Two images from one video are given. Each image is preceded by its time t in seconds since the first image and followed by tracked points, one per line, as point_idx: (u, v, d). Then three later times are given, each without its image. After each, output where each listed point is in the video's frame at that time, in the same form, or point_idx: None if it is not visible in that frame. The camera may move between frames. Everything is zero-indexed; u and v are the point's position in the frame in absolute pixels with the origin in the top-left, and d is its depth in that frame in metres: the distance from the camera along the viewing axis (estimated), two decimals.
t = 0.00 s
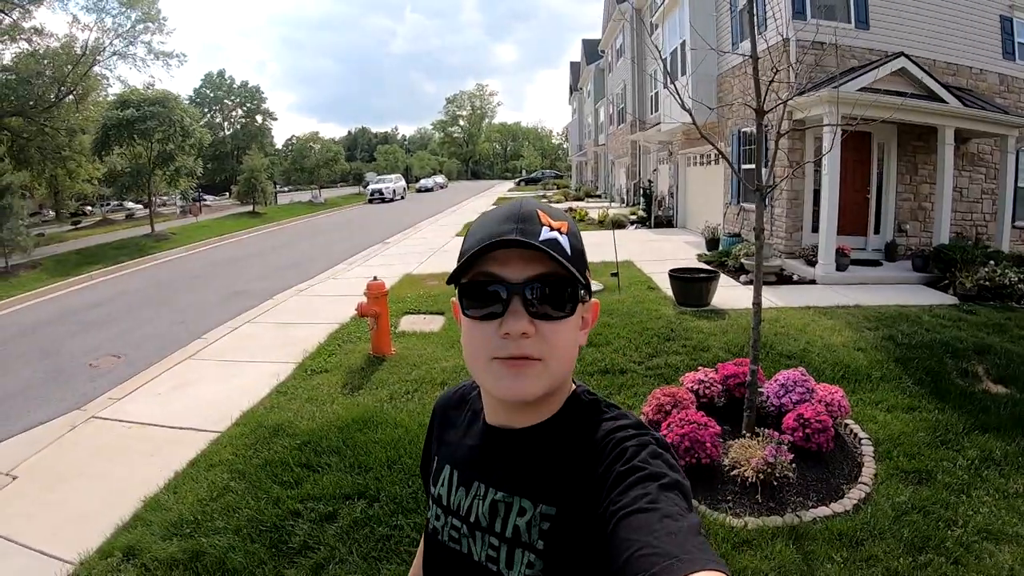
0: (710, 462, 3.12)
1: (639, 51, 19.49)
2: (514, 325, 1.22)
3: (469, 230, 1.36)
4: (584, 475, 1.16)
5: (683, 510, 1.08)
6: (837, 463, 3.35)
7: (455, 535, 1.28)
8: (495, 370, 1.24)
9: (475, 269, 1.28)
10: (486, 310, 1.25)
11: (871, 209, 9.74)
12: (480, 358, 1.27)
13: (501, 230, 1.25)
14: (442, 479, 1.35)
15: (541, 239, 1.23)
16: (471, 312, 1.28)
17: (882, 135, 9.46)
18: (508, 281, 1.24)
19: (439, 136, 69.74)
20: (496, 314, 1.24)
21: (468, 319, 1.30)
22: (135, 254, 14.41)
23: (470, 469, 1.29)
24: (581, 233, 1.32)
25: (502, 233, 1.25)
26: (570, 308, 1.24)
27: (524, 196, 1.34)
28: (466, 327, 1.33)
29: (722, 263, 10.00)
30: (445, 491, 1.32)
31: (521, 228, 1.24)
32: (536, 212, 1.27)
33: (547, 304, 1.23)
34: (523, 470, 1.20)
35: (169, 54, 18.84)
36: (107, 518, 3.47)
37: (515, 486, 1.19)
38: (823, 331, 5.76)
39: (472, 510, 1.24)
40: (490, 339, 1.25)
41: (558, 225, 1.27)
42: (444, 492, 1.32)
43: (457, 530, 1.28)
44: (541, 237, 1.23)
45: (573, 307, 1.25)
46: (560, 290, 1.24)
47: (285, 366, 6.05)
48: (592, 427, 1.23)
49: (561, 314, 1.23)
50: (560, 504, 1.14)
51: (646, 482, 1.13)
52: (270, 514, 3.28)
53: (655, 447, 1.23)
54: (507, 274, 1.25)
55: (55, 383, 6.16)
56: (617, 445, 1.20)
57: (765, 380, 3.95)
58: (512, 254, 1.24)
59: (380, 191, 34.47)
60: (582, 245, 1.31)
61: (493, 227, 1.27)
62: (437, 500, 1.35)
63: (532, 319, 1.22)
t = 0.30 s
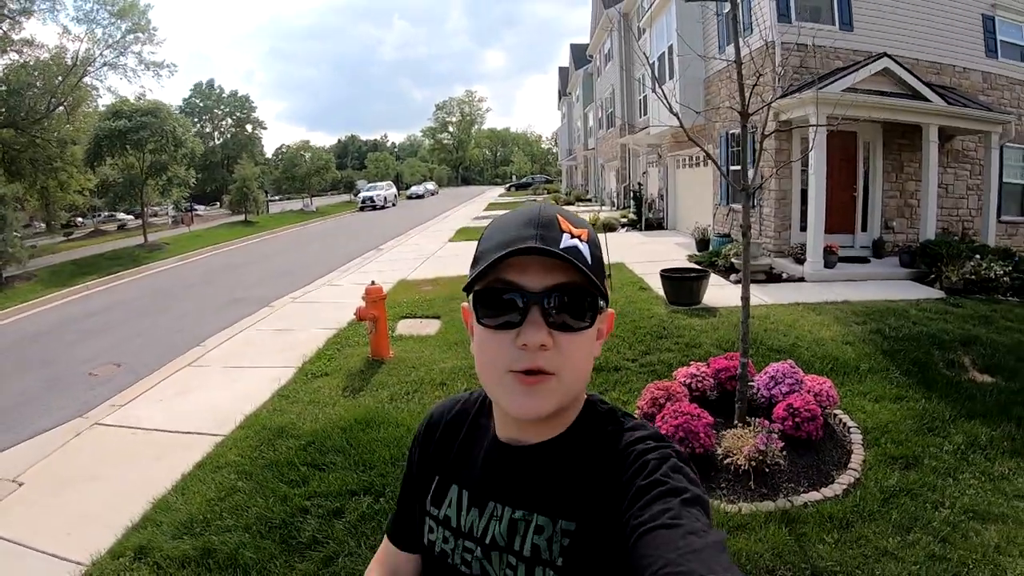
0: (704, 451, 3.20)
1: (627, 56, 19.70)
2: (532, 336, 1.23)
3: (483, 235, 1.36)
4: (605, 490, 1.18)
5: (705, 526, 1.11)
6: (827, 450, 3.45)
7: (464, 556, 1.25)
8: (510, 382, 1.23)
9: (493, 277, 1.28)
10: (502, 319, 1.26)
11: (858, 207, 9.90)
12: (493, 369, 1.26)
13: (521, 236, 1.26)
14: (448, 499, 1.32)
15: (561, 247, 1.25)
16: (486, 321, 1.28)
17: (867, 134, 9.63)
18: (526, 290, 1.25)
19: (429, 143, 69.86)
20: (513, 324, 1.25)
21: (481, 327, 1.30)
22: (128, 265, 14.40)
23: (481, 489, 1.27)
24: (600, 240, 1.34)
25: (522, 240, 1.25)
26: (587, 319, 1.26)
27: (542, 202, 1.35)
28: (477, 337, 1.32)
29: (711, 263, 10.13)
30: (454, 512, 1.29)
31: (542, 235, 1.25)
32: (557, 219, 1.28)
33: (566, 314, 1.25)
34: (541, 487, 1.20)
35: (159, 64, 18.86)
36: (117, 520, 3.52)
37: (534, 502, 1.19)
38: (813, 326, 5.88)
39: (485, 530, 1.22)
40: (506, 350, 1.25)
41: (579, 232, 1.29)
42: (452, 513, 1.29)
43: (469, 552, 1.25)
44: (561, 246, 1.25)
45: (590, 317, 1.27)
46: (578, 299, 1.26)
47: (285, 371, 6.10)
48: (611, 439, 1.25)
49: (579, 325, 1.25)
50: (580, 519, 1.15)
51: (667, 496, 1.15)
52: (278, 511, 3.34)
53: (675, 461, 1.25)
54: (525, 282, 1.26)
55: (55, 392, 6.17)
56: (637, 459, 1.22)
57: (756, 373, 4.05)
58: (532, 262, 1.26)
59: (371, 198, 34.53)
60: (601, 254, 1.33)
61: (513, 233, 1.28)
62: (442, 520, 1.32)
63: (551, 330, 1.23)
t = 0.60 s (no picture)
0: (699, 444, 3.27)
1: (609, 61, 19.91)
2: (560, 329, 1.26)
3: (505, 225, 1.38)
4: (643, 483, 1.26)
5: (736, 509, 1.22)
6: (819, 440, 3.53)
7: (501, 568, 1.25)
8: (537, 377, 1.26)
9: (520, 267, 1.31)
10: (528, 311, 1.28)
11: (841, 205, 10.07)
12: (519, 365, 1.28)
13: (548, 224, 1.29)
14: (477, 514, 1.28)
15: (590, 235, 1.29)
16: (510, 313, 1.30)
17: (849, 133, 9.81)
18: (554, 280, 1.28)
19: (413, 152, 69.87)
20: (539, 316, 1.27)
21: (504, 319, 1.31)
22: (116, 280, 14.31)
23: (515, 498, 1.26)
24: (627, 230, 1.38)
25: (550, 229, 1.28)
26: (616, 311, 1.30)
27: (568, 190, 1.38)
28: (500, 330, 1.34)
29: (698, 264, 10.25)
30: (487, 528, 1.27)
31: (571, 224, 1.29)
32: (586, 207, 1.32)
33: (594, 306, 1.28)
34: (579, 486, 1.25)
35: (143, 78, 18.81)
36: (120, 531, 3.52)
37: (573, 504, 1.23)
38: (801, 321, 5.98)
39: (528, 539, 1.23)
40: (532, 343, 1.27)
41: (608, 221, 1.33)
42: (485, 530, 1.27)
43: (508, 564, 1.24)
44: (591, 234, 1.29)
45: (618, 310, 1.31)
46: (607, 290, 1.30)
47: (281, 380, 6.11)
48: (639, 429, 1.33)
49: (608, 316, 1.29)
50: (618, 514, 1.23)
51: (699, 483, 1.24)
52: (283, 516, 3.36)
53: (707, 448, 1.34)
54: (552, 273, 1.29)
55: (48, 408, 6.13)
56: (671, 447, 1.31)
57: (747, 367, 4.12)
58: (561, 252, 1.29)
59: (357, 209, 34.48)
60: (630, 244, 1.37)
61: (539, 221, 1.30)
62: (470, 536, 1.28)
63: (579, 323, 1.26)
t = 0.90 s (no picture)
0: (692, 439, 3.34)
1: (590, 68, 20.11)
2: (573, 331, 1.27)
3: (518, 227, 1.41)
4: (657, 489, 1.28)
5: (743, 515, 1.25)
6: (809, 433, 3.60)
7: None
8: (547, 382, 1.26)
9: (534, 269, 1.32)
10: (541, 315, 1.29)
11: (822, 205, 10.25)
12: (532, 370, 1.28)
13: (563, 224, 1.31)
14: (500, 530, 1.25)
15: (605, 237, 1.31)
16: (523, 316, 1.31)
17: (828, 134, 10.02)
18: (568, 282, 1.30)
19: (395, 162, 69.78)
20: (551, 319, 1.28)
21: (516, 321, 1.32)
22: (99, 296, 14.14)
23: (534, 512, 1.25)
24: (641, 236, 1.42)
25: (564, 229, 1.30)
26: (630, 315, 1.32)
27: (583, 194, 1.41)
28: (513, 334, 1.34)
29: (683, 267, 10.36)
30: (508, 545, 1.24)
31: (587, 225, 1.31)
32: (601, 210, 1.35)
33: (609, 310, 1.30)
34: (594, 495, 1.26)
35: (124, 92, 18.68)
36: (120, 546, 3.50)
37: (589, 515, 1.24)
38: (787, 320, 6.09)
39: (547, 553, 1.22)
40: (545, 346, 1.28)
41: (623, 225, 1.36)
42: (507, 547, 1.24)
43: None
44: (606, 236, 1.31)
45: (631, 316, 1.32)
46: (621, 294, 1.32)
47: (274, 391, 6.09)
48: (650, 435, 1.36)
49: (622, 320, 1.30)
50: (630, 522, 1.24)
51: (708, 490, 1.27)
52: (286, 524, 3.36)
53: (716, 456, 1.38)
54: (567, 275, 1.31)
55: (38, 425, 6.05)
56: (682, 453, 1.33)
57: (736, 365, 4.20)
58: (577, 252, 1.32)
59: (340, 220, 34.34)
60: (643, 250, 1.40)
61: (554, 222, 1.32)
62: (493, 554, 1.25)
63: (592, 326, 1.27)
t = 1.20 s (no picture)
0: (688, 425, 3.44)
1: (581, 62, 20.18)
2: (563, 337, 1.28)
3: (507, 233, 1.42)
4: (658, 500, 1.32)
5: (740, 526, 1.31)
6: (799, 419, 3.72)
7: None
8: (538, 391, 1.27)
9: (523, 274, 1.34)
10: (531, 321, 1.31)
11: (811, 200, 10.41)
12: (521, 378, 1.29)
13: (553, 229, 1.33)
14: (495, 550, 1.25)
15: (596, 240, 1.33)
16: (514, 323, 1.32)
17: (817, 130, 10.16)
18: (559, 287, 1.32)
19: (383, 154, 69.43)
20: (541, 325, 1.30)
21: (505, 327, 1.34)
22: (89, 286, 14.05)
23: (530, 527, 1.26)
24: (632, 240, 1.44)
25: (554, 231, 1.32)
26: (621, 321, 1.33)
27: (572, 199, 1.43)
28: (502, 342, 1.36)
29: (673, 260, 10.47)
30: (505, 563, 1.24)
31: (575, 229, 1.33)
32: (591, 215, 1.37)
33: (600, 317, 1.32)
34: (592, 508, 1.29)
35: (113, 82, 18.54)
36: (126, 533, 3.55)
37: (586, 528, 1.26)
38: (777, 312, 6.22)
39: (545, 568, 1.23)
40: (534, 353, 1.29)
41: (613, 229, 1.38)
42: (505, 565, 1.24)
43: None
44: (597, 239, 1.34)
45: (623, 322, 1.34)
46: (612, 299, 1.34)
47: (271, 381, 6.14)
48: (647, 447, 1.42)
49: (613, 326, 1.32)
50: (626, 535, 1.27)
51: (705, 501, 1.32)
52: (292, 510, 3.43)
53: (714, 466, 1.43)
54: (557, 280, 1.33)
55: (33, 416, 6.06)
56: (684, 462, 1.40)
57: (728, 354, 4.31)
58: (565, 257, 1.34)
59: (328, 211, 34.18)
60: (635, 253, 1.42)
61: (543, 228, 1.34)
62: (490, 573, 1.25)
63: (583, 332, 1.29)
